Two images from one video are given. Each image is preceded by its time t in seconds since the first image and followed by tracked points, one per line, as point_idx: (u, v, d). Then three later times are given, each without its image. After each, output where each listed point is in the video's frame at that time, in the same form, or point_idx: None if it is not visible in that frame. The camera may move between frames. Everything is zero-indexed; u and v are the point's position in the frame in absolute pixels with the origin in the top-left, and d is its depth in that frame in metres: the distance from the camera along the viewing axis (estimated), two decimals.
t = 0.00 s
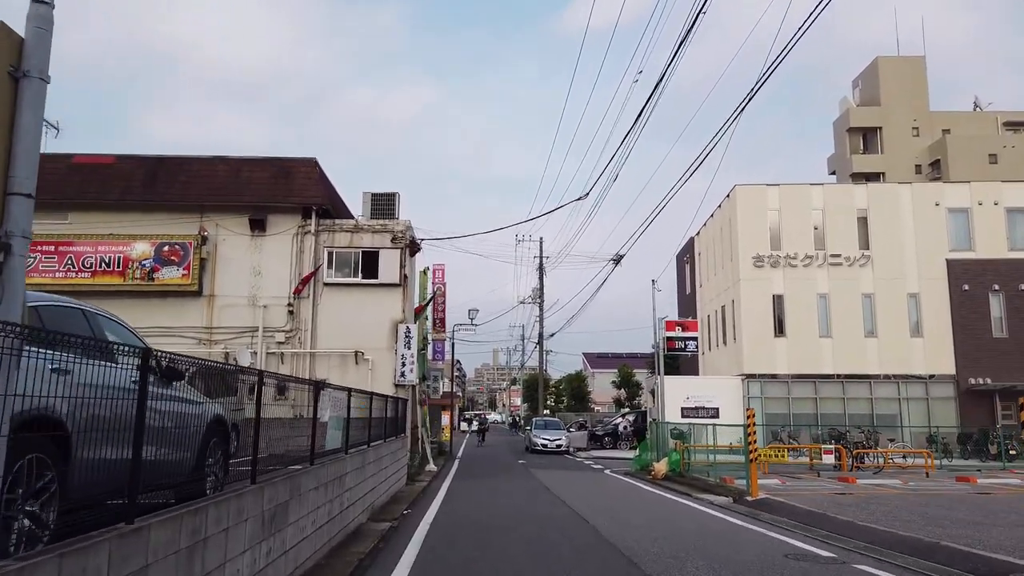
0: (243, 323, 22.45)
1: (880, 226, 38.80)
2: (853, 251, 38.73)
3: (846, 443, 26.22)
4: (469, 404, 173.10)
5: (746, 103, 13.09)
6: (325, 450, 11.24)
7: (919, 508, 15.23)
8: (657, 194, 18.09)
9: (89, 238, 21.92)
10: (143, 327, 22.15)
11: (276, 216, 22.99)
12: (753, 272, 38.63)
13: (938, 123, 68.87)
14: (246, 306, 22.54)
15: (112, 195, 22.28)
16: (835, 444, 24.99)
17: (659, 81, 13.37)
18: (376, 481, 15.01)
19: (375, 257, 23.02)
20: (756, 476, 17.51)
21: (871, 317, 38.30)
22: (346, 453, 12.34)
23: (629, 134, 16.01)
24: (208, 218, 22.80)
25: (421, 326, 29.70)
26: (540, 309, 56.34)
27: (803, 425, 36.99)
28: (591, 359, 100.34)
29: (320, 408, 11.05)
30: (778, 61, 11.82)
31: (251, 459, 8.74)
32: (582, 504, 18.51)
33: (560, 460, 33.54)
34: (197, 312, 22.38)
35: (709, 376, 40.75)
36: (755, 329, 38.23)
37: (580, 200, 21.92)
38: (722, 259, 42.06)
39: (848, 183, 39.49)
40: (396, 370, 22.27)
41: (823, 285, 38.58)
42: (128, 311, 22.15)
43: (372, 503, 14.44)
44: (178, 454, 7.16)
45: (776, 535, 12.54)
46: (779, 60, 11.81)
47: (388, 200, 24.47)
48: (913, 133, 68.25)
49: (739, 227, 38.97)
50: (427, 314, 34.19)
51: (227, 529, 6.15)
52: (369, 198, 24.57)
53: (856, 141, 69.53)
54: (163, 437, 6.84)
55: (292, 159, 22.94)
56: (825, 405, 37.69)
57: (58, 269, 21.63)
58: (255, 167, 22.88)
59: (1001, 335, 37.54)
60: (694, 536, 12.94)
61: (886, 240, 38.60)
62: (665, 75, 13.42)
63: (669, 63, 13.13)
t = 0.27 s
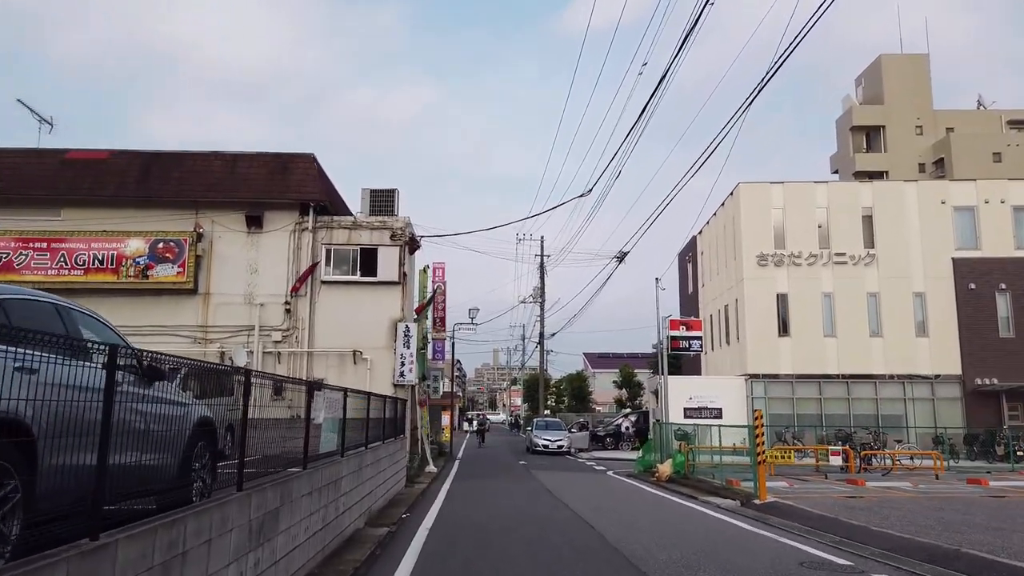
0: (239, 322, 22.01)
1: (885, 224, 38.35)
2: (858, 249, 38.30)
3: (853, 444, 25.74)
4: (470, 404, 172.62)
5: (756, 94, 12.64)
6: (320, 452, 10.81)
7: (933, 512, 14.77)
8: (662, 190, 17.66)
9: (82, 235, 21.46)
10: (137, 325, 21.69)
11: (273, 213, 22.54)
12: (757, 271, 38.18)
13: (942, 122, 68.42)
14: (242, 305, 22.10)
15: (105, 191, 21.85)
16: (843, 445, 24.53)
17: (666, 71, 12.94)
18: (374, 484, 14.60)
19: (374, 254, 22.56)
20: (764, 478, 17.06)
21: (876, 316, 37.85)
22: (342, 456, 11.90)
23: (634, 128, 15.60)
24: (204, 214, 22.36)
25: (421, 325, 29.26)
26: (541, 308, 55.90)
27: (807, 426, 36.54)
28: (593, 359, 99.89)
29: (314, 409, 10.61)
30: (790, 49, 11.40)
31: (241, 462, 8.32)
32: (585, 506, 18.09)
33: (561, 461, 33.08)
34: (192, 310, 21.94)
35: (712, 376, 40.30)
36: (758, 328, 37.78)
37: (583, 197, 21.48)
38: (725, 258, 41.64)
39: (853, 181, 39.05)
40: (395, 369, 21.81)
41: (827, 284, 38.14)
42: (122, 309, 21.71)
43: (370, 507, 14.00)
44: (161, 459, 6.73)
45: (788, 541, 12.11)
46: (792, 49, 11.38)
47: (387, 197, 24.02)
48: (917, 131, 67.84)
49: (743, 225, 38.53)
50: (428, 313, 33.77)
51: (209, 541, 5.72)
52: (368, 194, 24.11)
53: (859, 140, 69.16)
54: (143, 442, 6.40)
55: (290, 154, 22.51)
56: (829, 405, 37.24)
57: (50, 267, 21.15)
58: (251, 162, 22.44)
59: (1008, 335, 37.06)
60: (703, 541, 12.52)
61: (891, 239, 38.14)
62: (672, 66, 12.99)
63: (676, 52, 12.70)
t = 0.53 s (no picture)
0: (232, 318, 21.56)
1: (888, 222, 37.95)
2: (861, 247, 37.88)
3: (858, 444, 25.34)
4: (469, 404, 172.35)
5: (763, 82, 12.19)
6: (310, 450, 10.38)
7: (945, 513, 14.34)
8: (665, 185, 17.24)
9: (71, 230, 21.00)
10: (128, 322, 21.23)
11: (268, 208, 22.09)
12: (758, 269, 37.78)
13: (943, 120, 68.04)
14: (235, 301, 21.65)
15: (95, 185, 21.37)
16: (847, 445, 24.13)
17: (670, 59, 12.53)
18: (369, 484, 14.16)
19: (370, 250, 22.13)
20: (771, 479, 16.56)
21: (879, 315, 37.46)
22: (334, 455, 11.45)
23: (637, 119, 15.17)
24: (197, 209, 21.92)
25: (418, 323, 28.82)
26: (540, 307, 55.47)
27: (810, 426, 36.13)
28: (592, 359, 99.48)
29: (303, 405, 10.19)
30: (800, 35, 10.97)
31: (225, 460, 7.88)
32: (586, 507, 17.66)
33: (560, 461, 32.62)
34: (184, 307, 21.48)
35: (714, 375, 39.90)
36: (760, 327, 37.38)
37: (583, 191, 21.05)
38: (726, 256, 41.23)
39: (855, 178, 38.65)
40: (391, 368, 21.38)
41: (829, 282, 37.74)
42: (113, 306, 21.25)
43: (365, 507, 13.54)
44: (137, 456, 6.30)
45: (800, 544, 11.64)
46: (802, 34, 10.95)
47: (384, 192, 23.58)
48: (917, 130, 67.48)
49: (745, 222, 38.11)
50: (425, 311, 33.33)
51: (184, 546, 5.30)
52: (364, 189, 23.66)
53: (860, 139, 68.80)
54: (120, 438, 5.98)
55: (284, 147, 22.06)
56: (831, 405, 36.82)
57: (38, 262, 20.70)
58: (245, 156, 22.01)
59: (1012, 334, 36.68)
60: (711, 543, 12.10)
61: (894, 237, 37.76)
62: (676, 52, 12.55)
63: (680, 40, 12.25)
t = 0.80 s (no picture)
0: (225, 318, 21.11)
1: (892, 221, 37.51)
2: (864, 247, 37.44)
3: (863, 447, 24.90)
4: (468, 405, 171.84)
5: (773, 74, 11.72)
6: (299, 457, 9.91)
7: (959, 519, 13.88)
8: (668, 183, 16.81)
9: (61, 228, 20.58)
10: (119, 322, 20.77)
11: (262, 206, 21.64)
12: (760, 269, 37.33)
13: (945, 119, 67.57)
14: (229, 301, 21.19)
15: (85, 183, 20.89)
16: (853, 447, 23.68)
17: (676, 50, 12.07)
18: (365, 489, 13.71)
19: (367, 248, 21.68)
20: (778, 483, 16.10)
21: (882, 316, 37.01)
22: (326, 460, 11.00)
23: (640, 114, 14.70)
24: (189, 207, 21.47)
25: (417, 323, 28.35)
26: (539, 307, 54.99)
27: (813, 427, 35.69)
28: (592, 360, 98.93)
29: (292, 410, 9.72)
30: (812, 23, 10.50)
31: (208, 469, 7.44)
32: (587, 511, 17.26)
33: (561, 463, 32.15)
34: (177, 307, 21.02)
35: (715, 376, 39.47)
36: (762, 327, 36.93)
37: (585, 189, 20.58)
38: (727, 256, 40.78)
39: (859, 177, 38.21)
40: (388, 369, 20.92)
41: (832, 282, 37.29)
42: (103, 306, 20.79)
43: (359, 515, 13.09)
44: (108, 467, 5.87)
45: (810, 554, 11.19)
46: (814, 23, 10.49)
47: (381, 190, 23.11)
48: (919, 129, 67.01)
49: (747, 222, 37.66)
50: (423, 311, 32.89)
51: (151, 568, 4.90)
52: (361, 186, 23.19)
53: (861, 138, 68.31)
54: (89, 449, 5.57)
55: (279, 144, 21.59)
56: (835, 406, 36.38)
57: (27, 261, 20.26)
58: (239, 153, 21.54)
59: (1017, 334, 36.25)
60: (719, 552, 11.68)
61: (898, 236, 37.33)
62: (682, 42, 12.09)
63: (686, 29, 11.78)
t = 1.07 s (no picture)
0: (222, 313, 20.68)
1: (898, 218, 37.08)
2: (870, 244, 37.00)
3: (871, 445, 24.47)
4: (468, 405, 171.41)
5: (786, 57, 11.29)
6: (293, 452, 9.48)
7: (977, 518, 13.46)
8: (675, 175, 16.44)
9: (54, 221, 20.13)
10: (114, 318, 20.34)
11: (260, 199, 21.21)
12: (765, 265, 36.90)
13: (948, 116, 67.16)
14: (226, 296, 20.77)
15: (79, 175, 20.46)
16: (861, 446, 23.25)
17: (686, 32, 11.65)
18: (363, 487, 13.27)
19: (366, 242, 21.26)
20: (789, 482, 15.66)
21: (888, 313, 36.57)
22: (323, 458, 10.55)
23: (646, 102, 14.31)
24: (185, 200, 21.02)
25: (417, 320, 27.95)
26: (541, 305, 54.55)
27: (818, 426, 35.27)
28: (593, 359, 98.49)
29: (286, 404, 9.31)
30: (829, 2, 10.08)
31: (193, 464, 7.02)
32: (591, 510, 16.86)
33: (563, 462, 31.71)
34: (172, 302, 20.59)
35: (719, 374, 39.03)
36: (767, 325, 36.49)
37: (588, 181, 20.15)
38: (731, 253, 40.35)
39: (864, 172, 37.78)
40: (387, 365, 20.51)
41: (838, 279, 36.86)
42: (97, 301, 20.36)
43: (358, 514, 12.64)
44: (87, 460, 5.46)
45: (826, 554, 10.78)
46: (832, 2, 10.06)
47: (381, 183, 22.69)
48: (923, 126, 66.60)
49: (751, 218, 37.22)
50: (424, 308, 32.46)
51: (124, 570, 4.45)
52: (360, 179, 22.77)
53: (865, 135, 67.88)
54: (66, 438, 5.16)
55: (276, 136, 21.18)
56: (840, 404, 35.97)
57: (19, 255, 19.81)
58: (236, 144, 21.12)
59: None
60: (731, 552, 11.26)
61: (904, 233, 36.90)
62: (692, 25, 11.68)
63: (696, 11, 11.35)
